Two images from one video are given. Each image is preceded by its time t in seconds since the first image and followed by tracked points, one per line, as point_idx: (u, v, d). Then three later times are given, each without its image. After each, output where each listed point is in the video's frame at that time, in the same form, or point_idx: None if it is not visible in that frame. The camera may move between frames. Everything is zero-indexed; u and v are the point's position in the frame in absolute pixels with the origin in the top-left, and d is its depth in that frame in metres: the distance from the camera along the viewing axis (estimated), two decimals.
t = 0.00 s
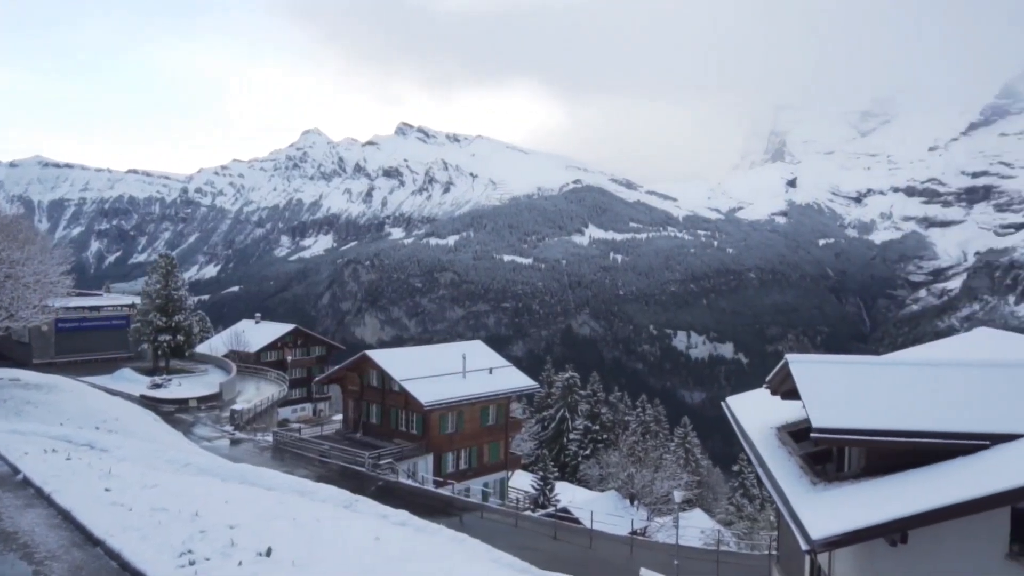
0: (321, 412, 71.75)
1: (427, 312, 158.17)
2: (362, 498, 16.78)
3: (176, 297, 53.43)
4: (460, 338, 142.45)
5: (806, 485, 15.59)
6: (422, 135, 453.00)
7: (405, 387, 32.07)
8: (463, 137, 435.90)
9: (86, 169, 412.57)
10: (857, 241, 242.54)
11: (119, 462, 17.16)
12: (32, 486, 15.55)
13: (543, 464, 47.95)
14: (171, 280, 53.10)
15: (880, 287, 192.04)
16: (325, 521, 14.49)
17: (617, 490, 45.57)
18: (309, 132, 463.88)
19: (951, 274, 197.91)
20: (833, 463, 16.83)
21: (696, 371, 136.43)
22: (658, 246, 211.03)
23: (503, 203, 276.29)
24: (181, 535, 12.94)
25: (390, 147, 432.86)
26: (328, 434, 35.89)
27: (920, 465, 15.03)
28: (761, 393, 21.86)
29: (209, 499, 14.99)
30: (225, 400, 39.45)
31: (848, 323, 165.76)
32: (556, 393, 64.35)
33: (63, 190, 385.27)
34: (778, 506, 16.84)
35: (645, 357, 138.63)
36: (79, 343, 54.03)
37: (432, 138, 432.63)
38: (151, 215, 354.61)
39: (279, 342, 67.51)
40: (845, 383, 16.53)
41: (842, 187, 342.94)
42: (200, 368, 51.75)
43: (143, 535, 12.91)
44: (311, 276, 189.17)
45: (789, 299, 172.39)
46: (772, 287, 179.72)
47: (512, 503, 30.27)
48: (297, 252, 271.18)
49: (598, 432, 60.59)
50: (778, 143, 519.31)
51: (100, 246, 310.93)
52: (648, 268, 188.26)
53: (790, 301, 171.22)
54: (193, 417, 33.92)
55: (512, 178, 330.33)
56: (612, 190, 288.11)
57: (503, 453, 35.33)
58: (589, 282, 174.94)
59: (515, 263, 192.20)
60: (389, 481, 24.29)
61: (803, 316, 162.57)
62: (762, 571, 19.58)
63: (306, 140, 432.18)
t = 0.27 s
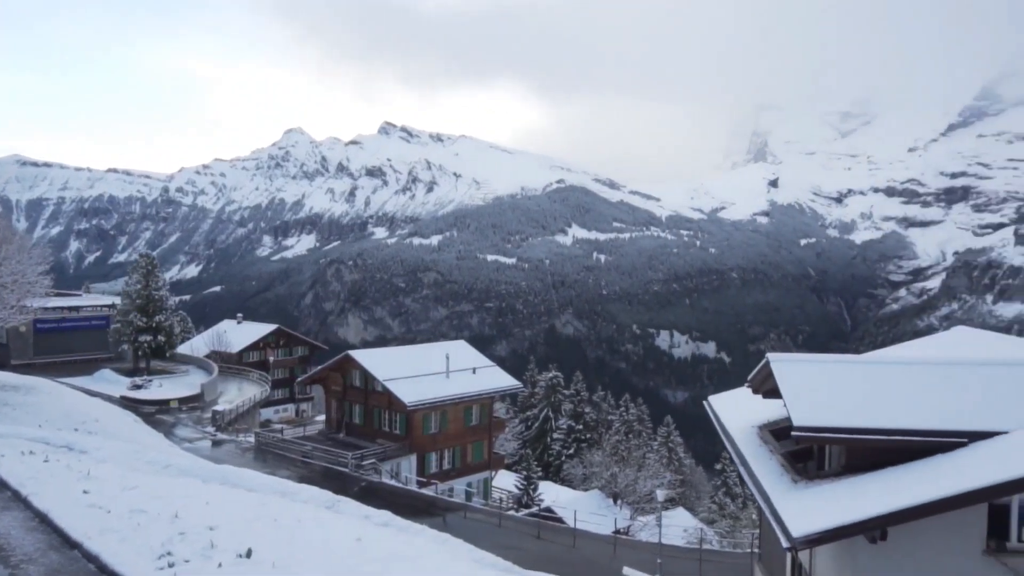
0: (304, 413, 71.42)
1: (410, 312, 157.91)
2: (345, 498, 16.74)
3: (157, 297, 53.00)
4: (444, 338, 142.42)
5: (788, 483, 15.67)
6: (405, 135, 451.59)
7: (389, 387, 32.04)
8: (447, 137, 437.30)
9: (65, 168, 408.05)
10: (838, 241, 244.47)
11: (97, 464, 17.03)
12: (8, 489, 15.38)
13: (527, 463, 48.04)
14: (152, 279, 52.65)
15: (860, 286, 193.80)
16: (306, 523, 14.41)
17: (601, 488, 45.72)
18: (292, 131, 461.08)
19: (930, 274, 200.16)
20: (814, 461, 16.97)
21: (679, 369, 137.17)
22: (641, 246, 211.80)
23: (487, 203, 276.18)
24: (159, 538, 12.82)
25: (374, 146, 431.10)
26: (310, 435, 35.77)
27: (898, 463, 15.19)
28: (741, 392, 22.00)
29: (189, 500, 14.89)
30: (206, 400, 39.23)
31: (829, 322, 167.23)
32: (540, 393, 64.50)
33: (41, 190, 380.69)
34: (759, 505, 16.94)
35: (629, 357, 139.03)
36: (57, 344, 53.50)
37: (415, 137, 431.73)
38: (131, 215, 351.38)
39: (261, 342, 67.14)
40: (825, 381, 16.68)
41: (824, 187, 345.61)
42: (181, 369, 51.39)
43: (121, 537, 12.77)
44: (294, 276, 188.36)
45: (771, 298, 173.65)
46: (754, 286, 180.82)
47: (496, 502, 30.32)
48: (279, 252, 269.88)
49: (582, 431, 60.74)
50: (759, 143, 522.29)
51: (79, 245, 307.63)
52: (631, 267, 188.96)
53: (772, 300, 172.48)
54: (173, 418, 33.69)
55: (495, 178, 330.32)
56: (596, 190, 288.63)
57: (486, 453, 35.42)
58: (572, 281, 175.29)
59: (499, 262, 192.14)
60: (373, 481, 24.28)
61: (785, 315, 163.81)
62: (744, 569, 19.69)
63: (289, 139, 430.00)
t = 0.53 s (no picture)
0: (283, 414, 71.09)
1: (390, 312, 157.61)
2: (323, 499, 16.68)
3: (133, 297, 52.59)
4: (424, 338, 142.31)
5: (765, 480, 15.80)
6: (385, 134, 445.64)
7: (368, 387, 31.96)
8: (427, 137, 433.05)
9: (39, 167, 402.91)
10: (814, 241, 245.82)
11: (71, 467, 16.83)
12: None
13: (508, 463, 47.97)
14: (129, 279, 52.21)
15: (837, 285, 196.06)
16: (283, 524, 14.35)
17: (582, 489, 45.71)
18: (270, 130, 457.84)
19: (906, 273, 202.68)
20: (790, 459, 17.17)
21: (659, 368, 138.01)
22: (620, 246, 212.74)
23: (467, 202, 275.90)
24: (134, 540, 12.68)
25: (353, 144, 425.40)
26: (290, 436, 35.57)
27: (873, 460, 15.36)
28: (718, 391, 22.17)
29: (164, 503, 14.76)
30: (184, 402, 38.94)
31: (807, 322, 169.16)
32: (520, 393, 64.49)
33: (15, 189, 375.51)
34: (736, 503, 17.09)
35: (608, 356, 139.55)
36: (31, 345, 52.90)
37: (395, 136, 430.29)
38: (107, 214, 347.88)
39: (239, 343, 66.77)
40: (802, 379, 16.85)
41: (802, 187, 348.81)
42: (158, 370, 50.99)
43: (95, 541, 12.60)
44: (273, 276, 187.30)
45: (748, 297, 175.15)
46: (732, 286, 182.23)
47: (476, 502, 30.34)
48: (258, 251, 268.26)
49: (562, 430, 60.77)
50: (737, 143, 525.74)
51: (53, 245, 304.09)
52: (611, 267, 189.93)
53: (750, 300, 174.14)
54: (150, 419, 33.37)
55: (475, 178, 329.59)
56: (576, 190, 289.07)
57: (466, 453, 35.40)
58: (552, 281, 175.70)
59: (479, 262, 192.17)
60: (353, 482, 24.19)
61: (763, 315, 165.45)
62: (723, 567, 19.83)
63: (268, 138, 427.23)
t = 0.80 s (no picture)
0: (264, 414, 70.61)
1: (372, 312, 157.26)
2: (303, 501, 16.64)
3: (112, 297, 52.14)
4: (405, 338, 142.13)
5: (745, 479, 15.90)
6: (366, 135, 436.68)
7: (350, 388, 31.86)
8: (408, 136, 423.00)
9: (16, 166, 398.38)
10: (794, 241, 246.70)
11: (47, 469, 16.64)
12: None
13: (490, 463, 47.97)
14: (107, 280, 51.73)
15: (817, 284, 198.13)
16: (261, 526, 14.28)
17: (564, 488, 45.84)
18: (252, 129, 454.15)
19: (884, 273, 204.86)
20: (770, 458, 17.33)
21: (641, 367, 138.71)
22: (602, 246, 213.41)
23: (449, 202, 275.37)
24: (110, 543, 12.52)
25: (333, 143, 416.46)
26: (270, 436, 35.41)
27: (852, 459, 15.53)
28: (698, 389, 22.30)
29: (141, 504, 14.68)
30: (163, 403, 38.63)
31: (788, 321, 171.10)
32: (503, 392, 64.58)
33: None
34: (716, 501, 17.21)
35: (591, 355, 139.72)
36: (7, 346, 52.30)
37: (377, 135, 428.77)
38: (85, 213, 345.13)
39: (220, 343, 66.34)
40: (784, 377, 16.96)
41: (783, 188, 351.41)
42: (137, 371, 50.55)
43: (70, 543, 12.43)
44: (253, 276, 186.24)
45: (729, 297, 176.49)
46: (712, 286, 183.40)
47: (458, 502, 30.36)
48: (238, 251, 266.62)
49: (544, 430, 60.94)
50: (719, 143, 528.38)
51: (30, 244, 301.48)
52: (593, 267, 190.80)
53: (731, 299, 175.63)
54: (129, 421, 33.10)
55: (456, 177, 328.15)
56: (558, 190, 289.13)
57: (448, 453, 35.41)
58: (534, 281, 175.90)
59: (461, 262, 191.91)
60: (334, 483, 24.14)
61: (744, 314, 166.98)
62: (704, 565, 19.96)
63: (248, 137, 421.55)
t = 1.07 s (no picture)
0: (244, 415, 70.10)
1: (353, 312, 156.85)
2: (283, 501, 16.56)
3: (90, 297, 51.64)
4: (387, 338, 141.96)
5: (724, 478, 16.00)
6: (347, 134, 433.21)
7: (331, 388, 31.75)
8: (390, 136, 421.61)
9: None
10: (774, 241, 248.49)
11: (24, 472, 16.43)
12: None
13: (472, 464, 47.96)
14: (85, 280, 51.22)
15: (796, 284, 200.81)
16: (239, 528, 14.19)
17: (546, 488, 45.92)
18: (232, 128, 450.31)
19: (862, 273, 207.26)
20: (749, 456, 17.46)
21: (622, 367, 139.37)
22: (584, 246, 214.05)
23: (431, 201, 274.75)
24: (86, 546, 12.36)
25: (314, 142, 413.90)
26: (251, 437, 35.23)
27: (829, 457, 15.66)
28: (677, 389, 22.41)
29: (119, 507, 14.56)
30: (142, 404, 38.35)
31: (768, 321, 173.23)
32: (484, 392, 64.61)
33: None
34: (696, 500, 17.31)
35: (572, 355, 139.85)
36: None
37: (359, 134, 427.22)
38: (62, 212, 342.43)
39: (199, 344, 65.91)
40: (762, 376, 17.10)
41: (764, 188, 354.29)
42: (115, 372, 50.11)
43: (45, 546, 12.24)
44: (233, 276, 185.17)
45: (709, 296, 178.07)
46: (693, 286, 184.91)
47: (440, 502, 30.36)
48: (218, 250, 264.98)
49: (525, 430, 61.03)
50: (700, 143, 531.14)
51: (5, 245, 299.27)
52: (574, 267, 191.82)
53: (711, 298, 177.51)
54: (107, 422, 32.80)
55: (438, 177, 327.20)
56: (540, 190, 289.22)
57: (429, 453, 35.40)
58: (515, 281, 176.12)
59: (443, 262, 191.53)
60: (315, 484, 24.05)
61: (724, 313, 168.73)
62: (684, 564, 20.09)
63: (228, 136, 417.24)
